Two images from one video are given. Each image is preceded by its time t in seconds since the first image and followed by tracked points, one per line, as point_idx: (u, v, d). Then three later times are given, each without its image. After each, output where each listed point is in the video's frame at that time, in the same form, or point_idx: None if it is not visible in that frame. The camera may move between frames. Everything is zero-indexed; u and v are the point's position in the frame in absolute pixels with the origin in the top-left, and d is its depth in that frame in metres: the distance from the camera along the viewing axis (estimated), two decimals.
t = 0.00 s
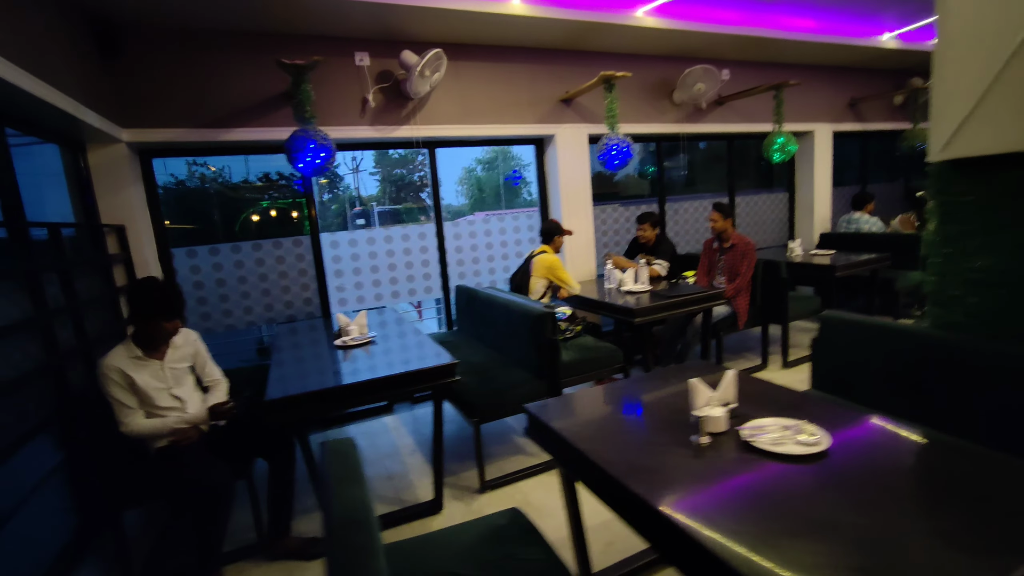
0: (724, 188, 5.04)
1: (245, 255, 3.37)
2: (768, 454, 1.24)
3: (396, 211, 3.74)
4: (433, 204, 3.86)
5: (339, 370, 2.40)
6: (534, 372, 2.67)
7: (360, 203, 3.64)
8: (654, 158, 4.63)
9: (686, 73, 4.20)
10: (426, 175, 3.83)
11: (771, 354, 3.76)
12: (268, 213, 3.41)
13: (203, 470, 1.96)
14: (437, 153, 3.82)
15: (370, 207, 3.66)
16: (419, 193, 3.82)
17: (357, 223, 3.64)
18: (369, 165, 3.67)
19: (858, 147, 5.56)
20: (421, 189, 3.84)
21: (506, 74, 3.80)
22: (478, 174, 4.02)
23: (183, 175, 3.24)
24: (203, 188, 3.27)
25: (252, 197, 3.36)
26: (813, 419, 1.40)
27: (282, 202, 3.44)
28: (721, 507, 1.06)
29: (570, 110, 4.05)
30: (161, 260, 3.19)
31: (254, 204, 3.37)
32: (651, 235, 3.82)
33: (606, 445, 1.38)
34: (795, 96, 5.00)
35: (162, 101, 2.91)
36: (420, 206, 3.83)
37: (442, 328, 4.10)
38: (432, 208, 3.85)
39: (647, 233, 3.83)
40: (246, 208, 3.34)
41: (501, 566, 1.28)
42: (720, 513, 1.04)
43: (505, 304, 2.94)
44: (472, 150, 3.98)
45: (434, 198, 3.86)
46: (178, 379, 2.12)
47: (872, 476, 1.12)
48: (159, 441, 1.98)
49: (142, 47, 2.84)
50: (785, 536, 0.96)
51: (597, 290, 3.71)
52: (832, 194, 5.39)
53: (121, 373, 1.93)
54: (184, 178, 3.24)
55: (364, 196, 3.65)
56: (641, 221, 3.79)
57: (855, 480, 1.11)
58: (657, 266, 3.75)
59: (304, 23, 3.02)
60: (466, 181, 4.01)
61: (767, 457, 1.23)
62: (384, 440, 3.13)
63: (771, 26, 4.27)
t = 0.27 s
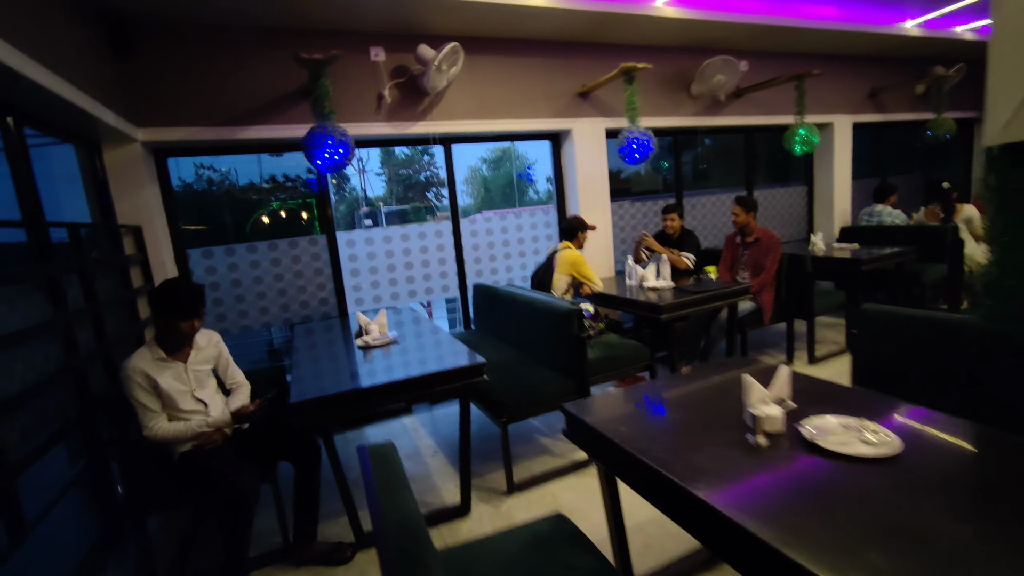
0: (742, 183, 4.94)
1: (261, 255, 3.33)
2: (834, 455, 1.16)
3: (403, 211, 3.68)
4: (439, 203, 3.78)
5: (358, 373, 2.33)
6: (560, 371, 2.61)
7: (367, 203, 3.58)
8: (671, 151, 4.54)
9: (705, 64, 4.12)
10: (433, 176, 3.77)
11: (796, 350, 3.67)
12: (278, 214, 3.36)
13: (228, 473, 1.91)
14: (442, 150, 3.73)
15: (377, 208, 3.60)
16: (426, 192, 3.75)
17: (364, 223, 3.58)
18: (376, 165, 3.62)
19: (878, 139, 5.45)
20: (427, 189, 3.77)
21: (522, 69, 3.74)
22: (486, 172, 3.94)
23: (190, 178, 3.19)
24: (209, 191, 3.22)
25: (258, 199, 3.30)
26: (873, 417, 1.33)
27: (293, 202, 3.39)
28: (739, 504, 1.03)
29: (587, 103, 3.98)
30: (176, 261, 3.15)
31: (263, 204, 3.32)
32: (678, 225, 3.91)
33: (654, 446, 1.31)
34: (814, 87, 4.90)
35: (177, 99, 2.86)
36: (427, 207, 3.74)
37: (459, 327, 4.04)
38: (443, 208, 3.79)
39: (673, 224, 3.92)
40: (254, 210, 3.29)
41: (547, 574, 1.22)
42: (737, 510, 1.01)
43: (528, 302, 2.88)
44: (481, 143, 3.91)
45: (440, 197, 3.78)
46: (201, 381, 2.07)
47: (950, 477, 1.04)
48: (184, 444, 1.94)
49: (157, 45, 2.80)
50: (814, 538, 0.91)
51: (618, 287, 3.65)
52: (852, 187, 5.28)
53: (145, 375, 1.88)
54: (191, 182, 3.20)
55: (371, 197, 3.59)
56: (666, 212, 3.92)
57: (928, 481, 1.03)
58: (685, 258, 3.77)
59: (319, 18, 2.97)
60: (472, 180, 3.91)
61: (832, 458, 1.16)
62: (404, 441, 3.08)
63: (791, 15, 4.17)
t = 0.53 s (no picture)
0: (750, 179, 4.85)
1: (261, 264, 3.22)
2: (906, 470, 1.05)
3: (402, 218, 3.56)
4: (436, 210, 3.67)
5: (364, 387, 2.20)
6: (578, 380, 2.49)
7: (365, 211, 3.47)
8: (677, 149, 4.45)
9: (712, 59, 4.03)
10: (430, 182, 3.64)
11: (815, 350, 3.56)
12: (276, 223, 3.25)
13: (233, 497, 1.80)
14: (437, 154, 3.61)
15: (375, 215, 3.48)
16: (423, 199, 3.63)
17: (362, 231, 3.46)
18: (373, 172, 3.48)
19: (885, 132, 5.37)
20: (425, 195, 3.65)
21: (525, 67, 3.66)
22: (487, 176, 3.83)
23: (187, 191, 3.09)
24: (205, 204, 3.11)
25: (254, 210, 3.19)
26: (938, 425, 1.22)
27: (291, 211, 3.28)
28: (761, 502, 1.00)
29: (592, 101, 3.91)
30: (174, 274, 3.04)
31: (259, 214, 3.21)
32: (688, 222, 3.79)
33: (701, 460, 1.19)
34: (820, 80, 4.82)
35: (171, 105, 2.76)
36: (424, 214, 3.62)
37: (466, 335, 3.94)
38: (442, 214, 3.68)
39: (684, 220, 3.80)
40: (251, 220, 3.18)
41: None
42: (759, 510, 0.98)
43: (541, 307, 2.77)
44: (480, 144, 3.78)
45: (439, 204, 3.66)
46: (202, 400, 1.94)
47: None
48: (185, 468, 1.82)
49: (150, 50, 2.70)
50: (858, 553, 0.84)
51: (630, 288, 3.55)
52: (860, 181, 5.19)
53: (141, 396, 1.77)
54: (187, 194, 3.09)
55: (367, 205, 3.46)
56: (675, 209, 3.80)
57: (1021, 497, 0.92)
58: (700, 257, 3.68)
59: (318, 18, 2.87)
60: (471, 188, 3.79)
61: (905, 473, 1.05)
62: (414, 455, 2.97)
63: (797, 7, 4.09)
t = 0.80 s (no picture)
0: (739, 183, 4.83)
1: (239, 276, 3.04)
2: (959, 502, 0.96)
3: (382, 224, 3.42)
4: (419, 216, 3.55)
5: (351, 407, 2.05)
6: (577, 394, 2.39)
7: (346, 217, 3.32)
8: (667, 153, 4.40)
9: (701, 62, 3.99)
10: (412, 187, 3.51)
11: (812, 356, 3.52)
12: (255, 230, 3.08)
13: (209, 535, 1.64)
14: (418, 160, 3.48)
15: (357, 221, 3.34)
16: (405, 205, 3.50)
17: (344, 239, 3.31)
18: (353, 178, 3.36)
19: (869, 136, 5.41)
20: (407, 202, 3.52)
21: (514, 71, 3.56)
22: (473, 181, 3.72)
23: (161, 199, 2.91)
24: (180, 211, 2.94)
25: (231, 217, 3.03)
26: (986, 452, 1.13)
27: (270, 218, 3.12)
28: (754, 514, 1.02)
29: (582, 105, 3.84)
30: (144, 287, 2.85)
31: (237, 222, 3.05)
32: (678, 227, 3.82)
33: (736, 495, 1.09)
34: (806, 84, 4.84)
35: (140, 108, 2.59)
36: (407, 220, 3.50)
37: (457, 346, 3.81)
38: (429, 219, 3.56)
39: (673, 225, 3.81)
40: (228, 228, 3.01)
41: None
42: (750, 522, 0.99)
43: (536, 317, 2.66)
44: (464, 147, 3.66)
45: (421, 210, 3.55)
46: (174, 428, 1.78)
47: None
48: (154, 505, 1.65)
49: (115, 50, 2.53)
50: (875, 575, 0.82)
51: (625, 296, 3.46)
52: (847, 184, 5.21)
53: (104, 427, 1.60)
54: (161, 202, 2.91)
55: (350, 211, 3.32)
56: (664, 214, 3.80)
57: None
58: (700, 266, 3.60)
59: (298, 17, 2.73)
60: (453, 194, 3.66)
61: (959, 507, 0.96)
62: (405, 475, 2.82)
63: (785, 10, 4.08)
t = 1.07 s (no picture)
0: (711, 187, 4.90)
1: (197, 276, 2.84)
2: (976, 513, 0.93)
3: (348, 224, 3.26)
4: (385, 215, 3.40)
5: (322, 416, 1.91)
6: (559, 398, 2.31)
7: (310, 216, 3.15)
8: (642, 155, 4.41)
9: (677, 65, 4.01)
10: (379, 187, 3.39)
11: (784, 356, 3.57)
12: (213, 228, 2.88)
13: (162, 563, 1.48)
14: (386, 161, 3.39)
15: (321, 220, 3.17)
16: (370, 205, 3.35)
17: (308, 238, 3.13)
18: (318, 175, 3.19)
19: (832, 143, 5.59)
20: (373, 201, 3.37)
21: (491, 66, 3.47)
22: (444, 181, 3.61)
23: (109, 192, 2.68)
24: (132, 207, 2.72)
25: (187, 213, 2.82)
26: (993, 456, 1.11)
27: (229, 216, 2.92)
28: (731, 509, 1.05)
29: (560, 103, 3.78)
30: (89, 288, 2.62)
31: (193, 219, 2.84)
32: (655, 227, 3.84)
33: (752, 513, 1.03)
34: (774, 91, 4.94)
35: (84, 92, 2.36)
36: (372, 219, 3.34)
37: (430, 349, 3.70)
38: (406, 216, 3.46)
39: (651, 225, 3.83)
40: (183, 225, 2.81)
41: None
42: (729, 518, 1.02)
43: (515, 319, 2.57)
44: (434, 146, 3.53)
45: (387, 210, 3.40)
46: (121, 444, 1.61)
47: None
48: (98, 531, 1.48)
49: (57, 26, 2.30)
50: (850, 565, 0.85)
51: (602, 297, 3.42)
52: (812, 190, 5.35)
53: (37, 446, 1.41)
54: (110, 196, 2.68)
55: (314, 209, 3.16)
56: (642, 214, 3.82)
57: None
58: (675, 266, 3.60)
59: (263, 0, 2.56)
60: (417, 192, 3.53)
61: (977, 519, 0.92)
62: (377, 485, 2.68)
63: (757, 16, 4.13)
